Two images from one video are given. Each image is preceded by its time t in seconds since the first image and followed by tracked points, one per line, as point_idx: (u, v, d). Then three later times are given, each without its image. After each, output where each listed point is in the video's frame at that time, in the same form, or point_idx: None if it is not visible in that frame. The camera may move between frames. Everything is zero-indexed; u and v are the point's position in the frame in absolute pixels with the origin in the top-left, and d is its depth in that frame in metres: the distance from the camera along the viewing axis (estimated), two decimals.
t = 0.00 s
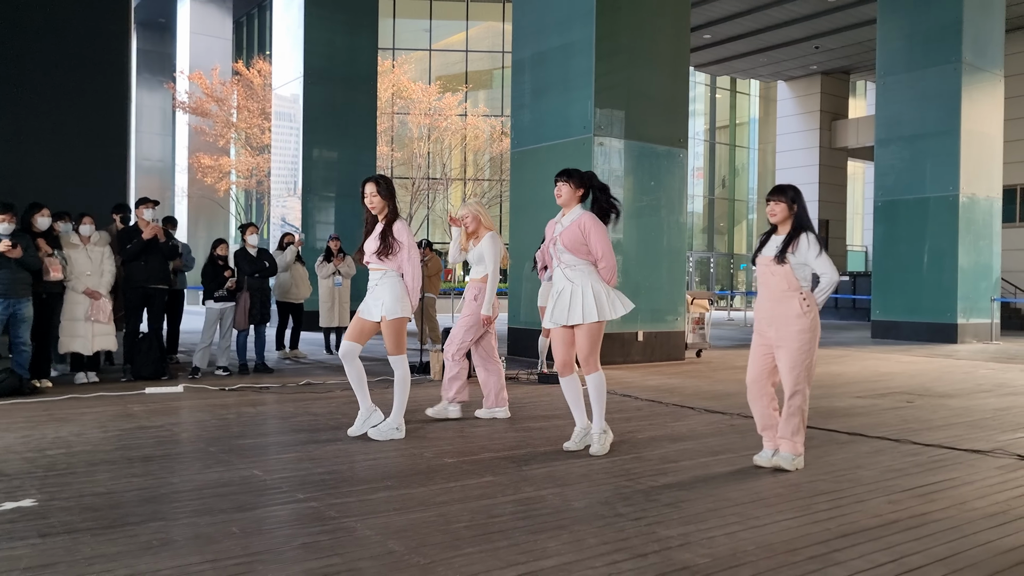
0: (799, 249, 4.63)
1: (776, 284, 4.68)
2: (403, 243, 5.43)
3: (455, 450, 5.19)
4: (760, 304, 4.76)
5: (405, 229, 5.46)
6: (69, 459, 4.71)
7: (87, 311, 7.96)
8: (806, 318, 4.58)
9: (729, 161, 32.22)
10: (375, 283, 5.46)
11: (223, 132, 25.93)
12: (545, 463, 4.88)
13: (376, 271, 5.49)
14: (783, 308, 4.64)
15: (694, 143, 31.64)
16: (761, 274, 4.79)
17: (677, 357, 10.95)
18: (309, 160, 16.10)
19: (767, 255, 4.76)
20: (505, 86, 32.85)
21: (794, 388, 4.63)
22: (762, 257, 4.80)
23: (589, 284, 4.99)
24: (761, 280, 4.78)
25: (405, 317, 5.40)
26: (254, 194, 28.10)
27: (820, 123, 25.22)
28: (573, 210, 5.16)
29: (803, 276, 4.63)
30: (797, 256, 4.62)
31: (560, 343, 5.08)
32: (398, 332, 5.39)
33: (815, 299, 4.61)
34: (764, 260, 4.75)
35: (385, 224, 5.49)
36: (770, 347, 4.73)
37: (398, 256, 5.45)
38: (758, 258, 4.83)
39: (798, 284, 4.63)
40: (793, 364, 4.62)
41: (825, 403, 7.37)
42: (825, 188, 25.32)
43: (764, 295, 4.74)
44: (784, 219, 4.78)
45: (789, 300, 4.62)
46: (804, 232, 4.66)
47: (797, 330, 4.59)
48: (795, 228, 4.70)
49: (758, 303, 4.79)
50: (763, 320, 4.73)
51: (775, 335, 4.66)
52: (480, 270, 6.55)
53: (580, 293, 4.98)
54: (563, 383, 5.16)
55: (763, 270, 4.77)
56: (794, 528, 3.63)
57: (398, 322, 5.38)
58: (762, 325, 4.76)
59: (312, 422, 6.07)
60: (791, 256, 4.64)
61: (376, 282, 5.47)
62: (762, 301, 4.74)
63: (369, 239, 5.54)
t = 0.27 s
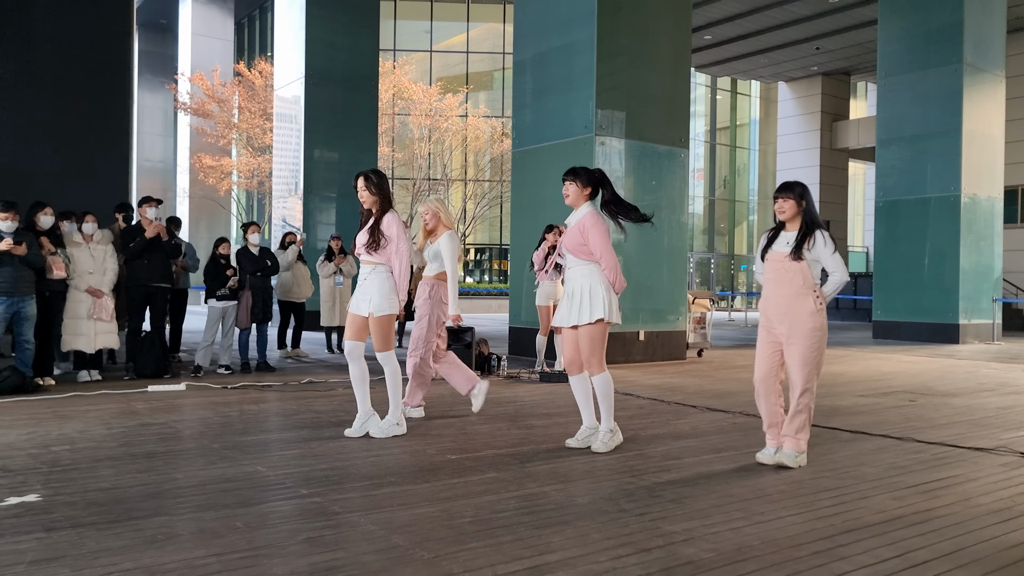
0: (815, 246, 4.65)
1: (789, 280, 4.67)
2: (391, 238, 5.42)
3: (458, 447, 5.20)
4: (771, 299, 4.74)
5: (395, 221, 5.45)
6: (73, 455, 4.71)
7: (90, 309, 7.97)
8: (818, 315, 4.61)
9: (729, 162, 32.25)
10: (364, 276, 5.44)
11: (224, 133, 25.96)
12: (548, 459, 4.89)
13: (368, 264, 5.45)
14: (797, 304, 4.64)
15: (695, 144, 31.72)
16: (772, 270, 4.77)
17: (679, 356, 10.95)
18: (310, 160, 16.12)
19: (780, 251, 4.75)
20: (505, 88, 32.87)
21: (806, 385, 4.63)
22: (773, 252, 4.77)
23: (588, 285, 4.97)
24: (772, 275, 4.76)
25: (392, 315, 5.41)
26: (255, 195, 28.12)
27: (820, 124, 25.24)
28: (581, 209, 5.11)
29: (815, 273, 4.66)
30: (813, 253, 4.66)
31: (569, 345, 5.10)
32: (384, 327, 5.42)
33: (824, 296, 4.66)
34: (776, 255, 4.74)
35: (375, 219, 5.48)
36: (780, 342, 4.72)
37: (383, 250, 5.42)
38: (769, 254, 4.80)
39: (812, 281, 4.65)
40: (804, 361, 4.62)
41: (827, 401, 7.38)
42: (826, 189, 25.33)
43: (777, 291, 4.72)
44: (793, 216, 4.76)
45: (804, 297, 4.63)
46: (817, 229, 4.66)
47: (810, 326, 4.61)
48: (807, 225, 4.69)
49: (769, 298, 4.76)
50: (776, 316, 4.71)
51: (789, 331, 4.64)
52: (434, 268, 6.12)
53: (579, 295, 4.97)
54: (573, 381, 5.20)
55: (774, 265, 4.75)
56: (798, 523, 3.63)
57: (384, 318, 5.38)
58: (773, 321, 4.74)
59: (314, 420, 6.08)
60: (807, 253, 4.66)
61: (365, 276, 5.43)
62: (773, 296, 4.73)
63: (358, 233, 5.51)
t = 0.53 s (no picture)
0: (822, 242, 4.65)
1: (796, 277, 4.66)
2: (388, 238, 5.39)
3: (464, 445, 5.21)
4: (778, 296, 4.74)
5: (392, 219, 5.45)
6: (82, 453, 4.74)
7: (98, 310, 8.00)
8: (825, 312, 4.60)
9: (736, 161, 32.18)
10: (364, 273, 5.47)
11: (232, 134, 26.05)
12: (554, 458, 4.89)
13: (368, 262, 5.48)
14: (804, 301, 4.62)
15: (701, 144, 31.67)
16: (779, 266, 4.76)
17: (685, 356, 10.93)
18: (316, 161, 16.15)
19: (787, 247, 4.75)
20: (511, 88, 32.87)
21: (813, 382, 4.62)
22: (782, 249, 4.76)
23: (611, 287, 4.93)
24: (781, 273, 4.74)
25: (383, 309, 5.34)
26: (262, 196, 28.19)
27: (828, 123, 25.16)
28: (600, 210, 5.09)
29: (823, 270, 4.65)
30: (820, 250, 4.65)
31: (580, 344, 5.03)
32: (367, 321, 5.33)
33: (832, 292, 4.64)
34: (783, 252, 4.74)
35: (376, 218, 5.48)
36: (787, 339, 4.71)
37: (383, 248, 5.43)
38: (776, 250, 4.80)
39: (819, 277, 4.64)
40: (811, 357, 4.61)
41: (834, 400, 7.35)
42: (833, 188, 25.23)
43: (784, 288, 4.71)
44: (801, 212, 4.76)
45: (811, 294, 4.62)
46: (825, 226, 4.65)
47: (818, 323, 4.60)
48: (815, 221, 4.69)
49: (775, 295, 4.75)
50: (782, 313, 4.70)
51: (796, 328, 4.63)
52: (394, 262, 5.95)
53: (602, 297, 4.94)
54: (580, 382, 5.17)
55: (781, 263, 4.74)
56: (805, 521, 3.62)
57: (374, 312, 5.33)
58: (780, 317, 4.73)
59: (321, 419, 6.10)
60: (814, 250, 4.66)
61: (365, 273, 5.47)
62: (781, 293, 4.71)
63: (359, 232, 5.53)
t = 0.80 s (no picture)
0: (832, 237, 4.61)
1: (805, 274, 4.63)
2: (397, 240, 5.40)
3: (475, 444, 5.21)
4: (787, 292, 4.73)
5: (400, 220, 5.42)
6: (95, 452, 4.77)
7: (110, 309, 8.06)
8: (833, 309, 4.57)
9: (746, 160, 32.07)
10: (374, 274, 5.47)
11: (242, 135, 26.15)
12: (564, 456, 4.89)
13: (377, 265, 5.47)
14: (813, 298, 4.60)
15: (711, 143, 31.59)
16: (788, 262, 4.75)
17: (696, 355, 10.91)
18: (325, 162, 16.19)
19: (797, 243, 4.73)
20: (520, 88, 32.86)
21: (821, 378, 4.60)
22: (792, 246, 4.73)
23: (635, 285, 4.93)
24: (790, 269, 4.72)
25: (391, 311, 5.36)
26: (272, 196, 28.30)
27: (839, 121, 25.03)
28: (617, 207, 5.06)
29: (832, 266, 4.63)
30: (829, 245, 4.62)
31: (599, 343, 4.99)
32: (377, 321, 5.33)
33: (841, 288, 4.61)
34: (792, 248, 4.71)
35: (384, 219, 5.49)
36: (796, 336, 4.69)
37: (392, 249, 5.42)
38: (785, 246, 4.78)
39: (828, 273, 4.61)
40: (820, 355, 4.59)
41: (846, 398, 7.31)
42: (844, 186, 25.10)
43: (792, 284, 4.69)
44: (812, 208, 4.73)
45: (819, 291, 4.59)
46: (834, 221, 4.62)
47: (826, 320, 4.57)
48: (826, 216, 4.66)
49: (784, 291, 4.74)
50: (792, 308, 4.69)
51: (804, 324, 4.62)
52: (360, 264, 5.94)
53: (626, 295, 4.93)
54: (595, 381, 5.17)
55: (791, 258, 4.72)
56: (817, 518, 3.60)
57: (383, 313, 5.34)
58: (789, 313, 4.72)
59: (331, 417, 6.11)
60: (823, 245, 4.63)
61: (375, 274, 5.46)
62: (789, 290, 4.70)
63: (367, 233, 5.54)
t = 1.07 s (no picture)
0: (845, 239, 4.60)
1: (818, 276, 4.64)
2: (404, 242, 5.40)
3: (488, 446, 5.24)
4: (799, 294, 4.72)
5: (407, 223, 5.44)
6: (111, 455, 4.82)
7: (124, 313, 8.14)
8: (846, 312, 4.57)
9: (756, 161, 32.00)
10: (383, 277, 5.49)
11: (253, 139, 26.30)
12: (577, 458, 4.90)
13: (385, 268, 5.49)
14: (825, 301, 4.60)
15: (721, 144, 31.48)
16: (801, 265, 4.74)
17: (707, 357, 10.90)
18: (336, 165, 16.24)
19: (810, 245, 4.73)
20: (529, 90, 32.89)
21: (834, 380, 4.60)
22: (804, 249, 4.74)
23: (652, 287, 4.92)
24: (802, 271, 4.72)
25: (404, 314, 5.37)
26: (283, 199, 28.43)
27: (849, 121, 24.96)
28: (633, 210, 5.10)
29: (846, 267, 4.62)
30: (843, 247, 4.61)
31: (612, 343, 5.00)
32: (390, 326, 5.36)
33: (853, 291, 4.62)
34: (805, 251, 4.72)
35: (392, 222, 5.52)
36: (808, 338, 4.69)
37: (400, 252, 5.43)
38: (799, 249, 4.78)
39: (841, 276, 4.61)
40: (832, 357, 4.59)
41: (859, 400, 7.29)
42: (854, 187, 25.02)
43: (805, 287, 4.69)
44: (825, 210, 4.73)
45: (832, 293, 4.59)
46: (847, 223, 4.62)
47: (839, 323, 4.57)
48: (838, 219, 4.65)
49: (797, 294, 4.73)
50: (805, 311, 4.68)
51: (817, 326, 4.61)
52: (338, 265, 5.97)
53: (643, 297, 4.93)
54: (607, 382, 5.18)
55: (804, 261, 4.72)
56: (831, 520, 3.60)
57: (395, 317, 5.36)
58: (802, 316, 4.71)
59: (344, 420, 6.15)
60: (837, 247, 4.62)
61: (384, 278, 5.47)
62: (802, 292, 4.69)
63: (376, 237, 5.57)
